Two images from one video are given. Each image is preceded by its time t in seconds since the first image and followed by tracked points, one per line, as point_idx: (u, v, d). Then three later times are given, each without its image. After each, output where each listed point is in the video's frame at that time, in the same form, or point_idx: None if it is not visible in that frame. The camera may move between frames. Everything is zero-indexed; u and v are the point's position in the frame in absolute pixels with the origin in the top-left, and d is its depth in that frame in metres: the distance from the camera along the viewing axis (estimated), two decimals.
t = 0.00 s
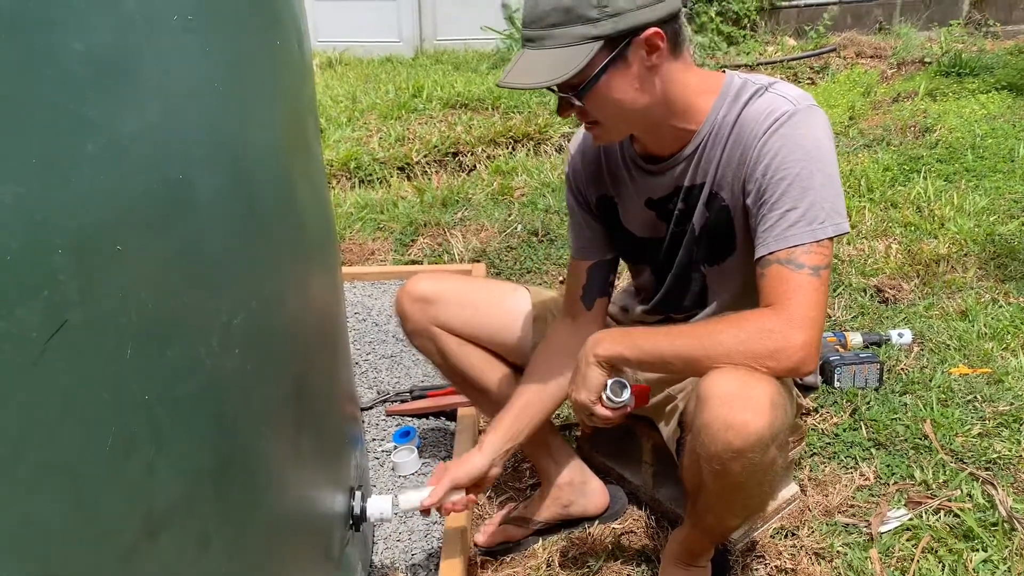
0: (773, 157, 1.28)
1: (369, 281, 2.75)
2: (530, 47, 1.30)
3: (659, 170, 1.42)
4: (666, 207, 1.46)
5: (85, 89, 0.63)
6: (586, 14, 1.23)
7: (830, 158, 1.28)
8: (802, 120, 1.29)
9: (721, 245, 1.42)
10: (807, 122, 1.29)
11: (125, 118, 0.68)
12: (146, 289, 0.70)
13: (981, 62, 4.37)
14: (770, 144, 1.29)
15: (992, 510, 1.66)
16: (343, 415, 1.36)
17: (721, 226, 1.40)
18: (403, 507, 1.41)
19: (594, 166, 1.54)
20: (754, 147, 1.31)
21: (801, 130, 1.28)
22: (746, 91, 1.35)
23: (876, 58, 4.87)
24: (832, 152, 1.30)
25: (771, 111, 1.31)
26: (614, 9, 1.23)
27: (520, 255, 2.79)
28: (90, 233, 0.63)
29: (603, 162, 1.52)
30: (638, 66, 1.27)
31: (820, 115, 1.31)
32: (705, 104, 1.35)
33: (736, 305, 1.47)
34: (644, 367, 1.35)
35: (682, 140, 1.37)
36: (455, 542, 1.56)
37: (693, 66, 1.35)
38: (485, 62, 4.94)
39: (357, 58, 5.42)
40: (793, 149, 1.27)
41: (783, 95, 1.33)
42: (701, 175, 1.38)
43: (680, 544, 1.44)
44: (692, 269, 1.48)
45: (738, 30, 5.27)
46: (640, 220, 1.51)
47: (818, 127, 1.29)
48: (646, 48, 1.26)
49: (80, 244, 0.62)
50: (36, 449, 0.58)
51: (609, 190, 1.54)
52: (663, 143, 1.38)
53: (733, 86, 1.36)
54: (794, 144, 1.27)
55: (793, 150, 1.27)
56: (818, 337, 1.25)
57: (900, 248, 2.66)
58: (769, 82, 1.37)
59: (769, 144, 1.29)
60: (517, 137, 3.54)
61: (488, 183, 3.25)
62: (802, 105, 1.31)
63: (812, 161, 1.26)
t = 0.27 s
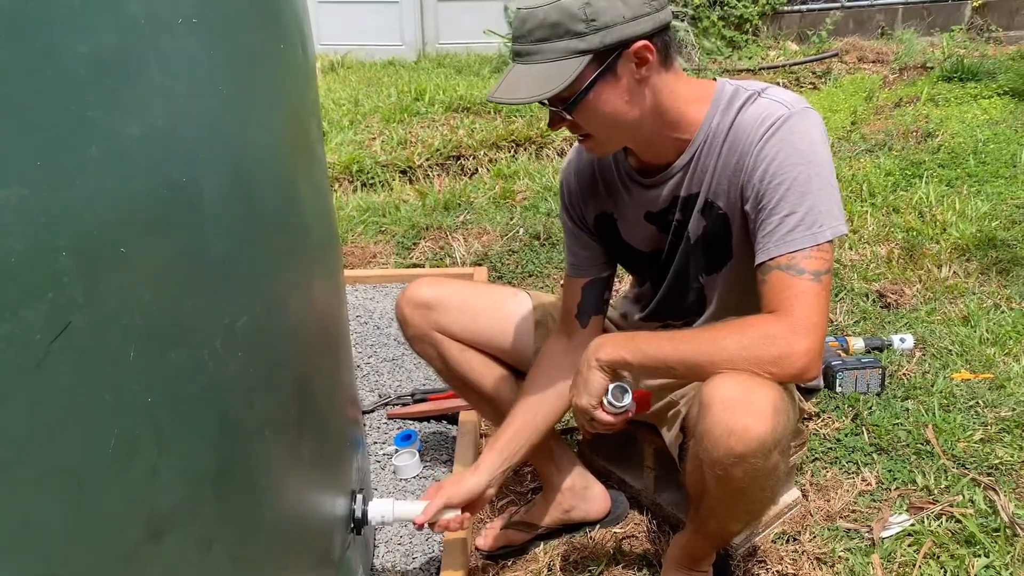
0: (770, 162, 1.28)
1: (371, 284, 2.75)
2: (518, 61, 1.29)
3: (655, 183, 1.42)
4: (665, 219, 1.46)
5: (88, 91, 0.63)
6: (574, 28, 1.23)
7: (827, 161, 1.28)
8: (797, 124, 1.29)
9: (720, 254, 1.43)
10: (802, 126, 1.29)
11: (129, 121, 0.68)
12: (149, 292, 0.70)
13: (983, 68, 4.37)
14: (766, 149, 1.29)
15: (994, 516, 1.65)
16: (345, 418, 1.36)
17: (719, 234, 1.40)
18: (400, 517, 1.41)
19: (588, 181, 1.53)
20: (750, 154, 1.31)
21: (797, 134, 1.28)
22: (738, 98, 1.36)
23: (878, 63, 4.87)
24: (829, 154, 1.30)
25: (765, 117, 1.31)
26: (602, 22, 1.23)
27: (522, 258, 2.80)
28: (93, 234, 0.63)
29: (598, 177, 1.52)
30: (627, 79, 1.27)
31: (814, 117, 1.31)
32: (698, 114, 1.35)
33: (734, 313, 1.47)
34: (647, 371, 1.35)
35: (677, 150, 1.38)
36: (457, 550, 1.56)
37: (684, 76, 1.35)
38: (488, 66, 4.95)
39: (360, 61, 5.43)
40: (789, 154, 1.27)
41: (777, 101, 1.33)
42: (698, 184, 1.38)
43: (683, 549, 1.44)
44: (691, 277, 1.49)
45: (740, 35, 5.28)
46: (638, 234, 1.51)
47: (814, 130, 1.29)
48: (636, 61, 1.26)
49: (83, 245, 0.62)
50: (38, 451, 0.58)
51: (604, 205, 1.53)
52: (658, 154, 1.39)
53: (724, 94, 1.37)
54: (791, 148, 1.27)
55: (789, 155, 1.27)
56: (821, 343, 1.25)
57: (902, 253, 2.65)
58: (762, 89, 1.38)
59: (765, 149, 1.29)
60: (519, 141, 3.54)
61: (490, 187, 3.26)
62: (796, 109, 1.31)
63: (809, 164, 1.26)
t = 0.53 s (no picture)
0: (764, 163, 1.28)
1: (374, 285, 2.75)
2: (506, 71, 1.29)
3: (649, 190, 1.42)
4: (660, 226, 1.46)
5: (94, 91, 0.64)
6: (563, 37, 1.23)
7: (821, 158, 1.28)
8: (789, 123, 1.29)
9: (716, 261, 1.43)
10: (794, 124, 1.29)
11: (134, 121, 0.68)
12: (153, 292, 0.70)
13: (987, 69, 4.36)
14: (759, 149, 1.29)
15: (998, 518, 1.65)
16: (348, 419, 1.36)
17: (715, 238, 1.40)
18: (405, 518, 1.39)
19: (584, 189, 1.54)
20: (744, 155, 1.31)
21: (789, 133, 1.28)
22: (728, 100, 1.36)
23: (881, 65, 4.87)
24: (823, 151, 1.30)
25: (756, 117, 1.31)
26: (590, 32, 1.23)
27: (525, 259, 2.80)
28: (97, 234, 0.63)
29: (592, 186, 1.53)
30: (616, 88, 1.28)
31: (805, 114, 1.31)
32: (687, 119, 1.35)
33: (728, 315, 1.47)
34: (651, 371, 1.35)
35: (670, 156, 1.38)
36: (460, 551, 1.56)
37: (673, 81, 1.36)
38: (491, 67, 4.95)
39: (363, 62, 5.43)
40: (783, 153, 1.27)
41: (767, 101, 1.34)
42: (691, 188, 1.38)
43: (685, 549, 1.44)
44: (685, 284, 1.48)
45: (743, 36, 5.28)
46: (634, 240, 1.51)
47: (806, 128, 1.29)
48: (624, 69, 1.27)
49: (89, 246, 0.62)
50: (43, 451, 0.58)
51: (599, 212, 1.53)
52: (651, 160, 1.39)
53: (714, 96, 1.37)
54: (784, 147, 1.27)
55: (783, 153, 1.27)
56: (825, 344, 1.25)
57: (905, 255, 2.65)
58: (751, 90, 1.38)
59: (759, 150, 1.29)
60: (522, 142, 3.55)
61: (493, 188, 3.26)
62: (787, 108, 1.32)
63: (802, 161, 1.26)
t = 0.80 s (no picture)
0: (762, 159, 1.28)
1: (378, 285, 2.75)
2: (493, 83, 1.28)
3: (646, 196, 1.42)
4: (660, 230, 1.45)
5: (99, 91, 0.64)
6: (550, 48, 1.22)
7: (818, 150, 1.28)
8: (783, 117, 1.30)
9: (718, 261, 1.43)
10: (788, 119, 1.29)
11: (139, 121, 0.68)
12: (158, 291, 0.70)
13: (992, 68, 4.35)
14: (756, 146, 1.29)
15: (1003, 517, 1.65)
16: (352, 418, 1.36)
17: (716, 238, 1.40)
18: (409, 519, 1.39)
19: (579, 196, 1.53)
20: (741, 153, 1.31)
21: (784, 127, 1.28)
22: (718, 101, 1.37)
23: (885, 63, 4.86)
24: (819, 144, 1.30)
25: (749, 115, 1.32)
26: (577, 42, 1.22)
27: (528, 259, 2.80)
28: (102, 234, 0.64)
29: (588, 193, 1.51)
30: (607, 97, 1.27)
31: (799, 107, 1.31)
32: (680, 122, 1.35)
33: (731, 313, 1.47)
34: (658, 369, 1.35)
35: (664, 161, 1.37)
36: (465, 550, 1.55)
37: (662, 87, 1.36)
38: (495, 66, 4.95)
39: (366, 62, 5.44)
40: (780, 148, 1.27)
41: (758, 98, 1.34)
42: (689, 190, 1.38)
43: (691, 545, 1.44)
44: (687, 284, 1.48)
45: (747, 35, 5.27)
46: (632, 245, 1.51)
47: (801, 121, 1.29)
48: (614, 78, 1.26)
49: (94, 245, 0.63)
50: (48, 450, 0.58)
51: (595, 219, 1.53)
52: (645, 167, 1.39)
53: (704, 99, 1.37)
54: (780, 142, 1.27)
55: (780, 148, 1.27)
56: (832, 338, 1.25)
57: (910, 254, 2.65)
58: (741, 89, 1.38)
59: (755, 147, 1.29)
60: (525, 141, 3.55)
61: (496, 187, 3.26)
62: (779, 103, 1.32)
63: (799, 155, 1.26)
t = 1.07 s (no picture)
0: (766, 159, 1.28)
1: (381, 283, 2.75)
2: (495, 88, 1.28)
3: (648, 197, 1.41)
4: (663, 230, 1.45)
5: (102, 90, 0.64)
6: (551, 53, 1.22)
7: (821, 150, 1.28)
8: (786, 117, 1.29)
9: (723, 260, 1.42)
10: (790, 118, 1.29)
11: (141, 120, 0.68)
12: (161, 291, 0.70)
13: (997, 64, 4.34)
14: (760, 147, 1.29)
15: (1007, 515, 1.65)
16: (356, 416, 1.36)
17: (720, 238, 1.39)
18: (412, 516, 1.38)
19: (581, 197, 1.52)
20: (744, 154, 1.31)
21: (787, 127, 1.28)
22: (721, 101, 1.36)
23: (889, 60, 4.85)
24: (823, 143, 1.30)
25: (753, 115, 1.31)
26: (579, 46, 1.22)
27: (532, 257, 2.80)
28: (105, 233, 0.64)
29: (592, 194, 1.51)
30: (609, 99, 1.27)
31: (802, 107, 1.31)
32: (681, 122, 1.35)
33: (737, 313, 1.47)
34: (664, 363, 1.35)
35: (666, 162, 1.37)
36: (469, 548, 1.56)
37: (663, 87, 1.35)
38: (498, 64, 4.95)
39: (369, 60, 5.44)
40: (784, 148, 1.27)
41: (760, 98, 1.34)
42: (691, 191, 1.37)
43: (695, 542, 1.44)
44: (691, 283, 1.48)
45: (750, 32, 5.26)
46: (635, 246, 1.50)
47: (804, 121, 1.29)
48: (616, 80, 1.26)
49: (96, 245, 0.63)
50: (51, 450, 0.58)
51: (598, 218, 1.52)
52: (646, 168, 1.38)
53: (706, 99, 1.37)
54: (784, 142, 1.27)
55: (783, 148, 1.27)
56: (838, 339, 1.25)
57: (914, 251, 2.64)
58: (742, 89, 1.38)
59: (758, 147, 1.29)
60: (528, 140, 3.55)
61: (499, 186, 3.26)
62: (782, 103, 1.32)
63: (803, 155, 1.26)
